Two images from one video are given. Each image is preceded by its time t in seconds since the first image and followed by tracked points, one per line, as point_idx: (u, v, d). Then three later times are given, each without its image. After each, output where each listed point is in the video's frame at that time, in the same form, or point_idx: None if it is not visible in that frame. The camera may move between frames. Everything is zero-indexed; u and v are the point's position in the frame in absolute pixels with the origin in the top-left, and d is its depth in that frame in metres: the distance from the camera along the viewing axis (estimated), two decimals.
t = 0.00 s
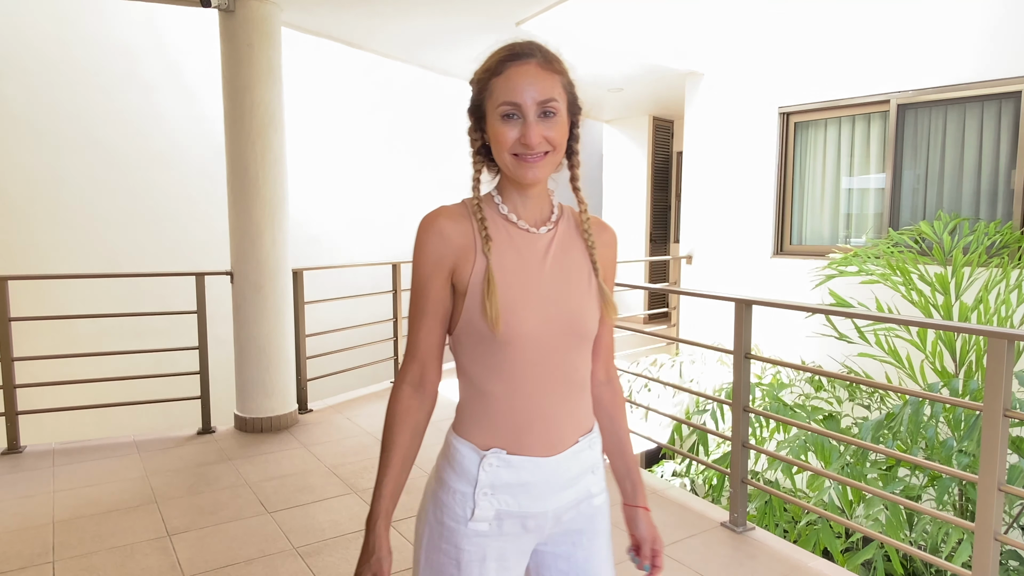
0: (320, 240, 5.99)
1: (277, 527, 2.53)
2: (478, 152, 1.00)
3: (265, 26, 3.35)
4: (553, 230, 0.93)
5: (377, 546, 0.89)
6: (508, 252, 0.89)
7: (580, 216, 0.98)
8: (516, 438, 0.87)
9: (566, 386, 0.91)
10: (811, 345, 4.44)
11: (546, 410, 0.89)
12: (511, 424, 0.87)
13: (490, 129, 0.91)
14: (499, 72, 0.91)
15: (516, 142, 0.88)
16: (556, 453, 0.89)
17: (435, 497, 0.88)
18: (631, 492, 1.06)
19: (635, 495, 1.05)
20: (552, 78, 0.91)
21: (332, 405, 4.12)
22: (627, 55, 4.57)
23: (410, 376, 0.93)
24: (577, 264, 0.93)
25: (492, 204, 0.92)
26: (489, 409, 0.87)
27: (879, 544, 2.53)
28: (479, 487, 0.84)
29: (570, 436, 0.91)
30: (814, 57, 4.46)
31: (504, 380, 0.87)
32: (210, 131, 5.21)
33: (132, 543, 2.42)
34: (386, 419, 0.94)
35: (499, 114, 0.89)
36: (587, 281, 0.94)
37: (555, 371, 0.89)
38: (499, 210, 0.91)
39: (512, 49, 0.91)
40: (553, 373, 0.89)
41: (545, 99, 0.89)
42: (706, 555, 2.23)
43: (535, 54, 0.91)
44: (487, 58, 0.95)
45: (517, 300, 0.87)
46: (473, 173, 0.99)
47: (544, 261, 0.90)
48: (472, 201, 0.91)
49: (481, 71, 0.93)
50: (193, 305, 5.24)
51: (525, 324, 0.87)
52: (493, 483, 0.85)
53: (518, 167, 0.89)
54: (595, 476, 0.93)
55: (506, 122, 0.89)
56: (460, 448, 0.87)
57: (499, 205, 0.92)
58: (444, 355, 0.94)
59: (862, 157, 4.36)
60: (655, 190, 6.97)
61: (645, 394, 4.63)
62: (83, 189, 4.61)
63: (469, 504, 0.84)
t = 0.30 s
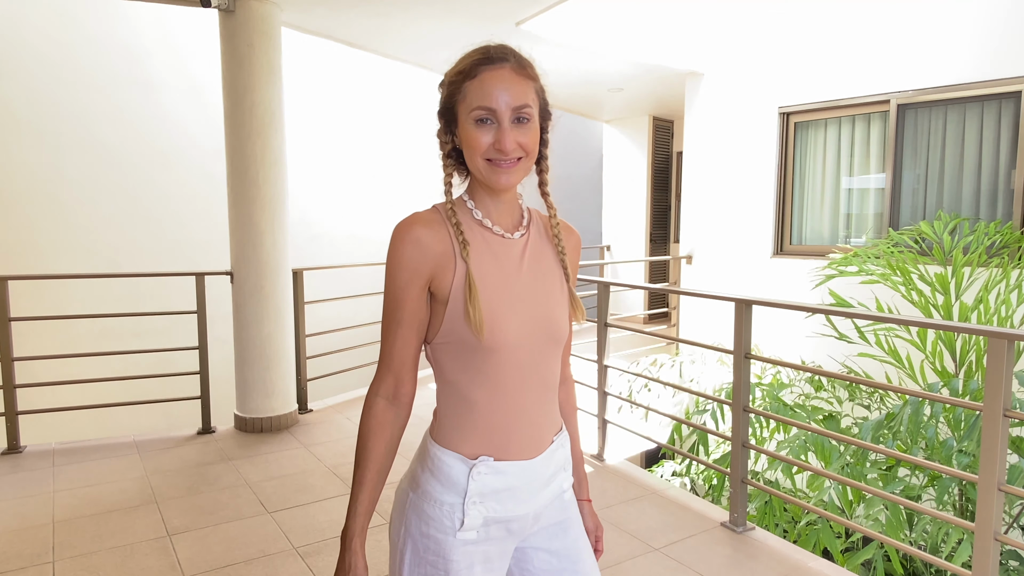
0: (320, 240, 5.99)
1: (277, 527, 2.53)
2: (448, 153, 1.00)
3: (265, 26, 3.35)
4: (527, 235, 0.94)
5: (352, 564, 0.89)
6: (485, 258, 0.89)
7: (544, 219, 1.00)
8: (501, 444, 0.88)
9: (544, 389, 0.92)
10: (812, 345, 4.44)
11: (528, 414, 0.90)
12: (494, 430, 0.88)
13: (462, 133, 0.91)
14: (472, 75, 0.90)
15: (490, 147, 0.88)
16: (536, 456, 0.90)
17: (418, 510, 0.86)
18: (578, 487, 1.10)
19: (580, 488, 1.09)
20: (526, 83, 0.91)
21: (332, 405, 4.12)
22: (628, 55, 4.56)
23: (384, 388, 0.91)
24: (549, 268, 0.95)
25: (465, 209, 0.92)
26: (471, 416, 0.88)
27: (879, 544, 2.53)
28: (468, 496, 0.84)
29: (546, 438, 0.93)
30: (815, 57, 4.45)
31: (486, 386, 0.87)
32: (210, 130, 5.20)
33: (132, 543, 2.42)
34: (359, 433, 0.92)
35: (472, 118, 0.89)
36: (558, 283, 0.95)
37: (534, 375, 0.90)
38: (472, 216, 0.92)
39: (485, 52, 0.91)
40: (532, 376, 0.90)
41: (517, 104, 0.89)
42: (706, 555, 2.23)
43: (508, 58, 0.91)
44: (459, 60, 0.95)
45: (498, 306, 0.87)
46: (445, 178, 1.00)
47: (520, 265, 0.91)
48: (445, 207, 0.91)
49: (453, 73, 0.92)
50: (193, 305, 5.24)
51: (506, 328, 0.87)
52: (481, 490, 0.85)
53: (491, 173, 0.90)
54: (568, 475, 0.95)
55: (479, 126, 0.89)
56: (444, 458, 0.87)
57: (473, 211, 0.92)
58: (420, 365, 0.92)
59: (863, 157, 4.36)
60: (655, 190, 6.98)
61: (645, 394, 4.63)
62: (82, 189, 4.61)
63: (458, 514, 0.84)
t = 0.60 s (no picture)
0: (320, 240, 5.99)
1: (277, 527, 2.53)
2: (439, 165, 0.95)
3: (265, 25, 3.35)
4: (513, 233, 0.94)
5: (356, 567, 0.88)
6: (475, 259, 0.89)
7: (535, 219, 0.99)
8: (497, 441, 0.87)
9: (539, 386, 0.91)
10: (812, 345, 4.44)
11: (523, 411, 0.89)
12: (490, 427, 0.87)
13: (455, 160, 0.87)
14: (470, 106, 0.84)
15: (481, 181, 0.86)
16: (533, 456, 0.89)
17: (414, 505, 0.87)
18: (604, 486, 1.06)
19: (604, 488, 1.05)
20: (524, 117, 0.86)
21: (332, 405, 4.12)
22: (628, 54, 4.56)
23: (380, 392, 0.92)
24: (541, 263, 0.94)
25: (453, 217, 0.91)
26: (465, 414, 0.87)
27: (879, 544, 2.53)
28: (462, 493, 0.84)
29: (546, 435, 0.92)
30: (816, 57, 4.45)
31: (478, 385, 0.87)
32: (210, 130, 5.20)
33: (132, 543, 2.42)
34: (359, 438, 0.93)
35: (467, 152, 0.85)
36: (549, 279, 0.95)
37: (526, 372, 0.90)
38: (461, 223, 0.91)
39: (485, 81, 0.84)
40: (525, 373, 0.89)
41: (513, 145, 0.85)
42: (706, 555, 2.23)
43: (508, 89, 0.85)
44: (454, 76, 0.87)
45: (486, 303, 0.87)
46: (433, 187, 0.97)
47: (508, 262, 0.91)
48: (433, 214, 0.90)
49: (449, 97, 0.86)
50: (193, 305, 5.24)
51: (495, 326, 0.87)
52: (475, 488, 0.85)
53: (481, 201, 0.88)
54: (568, 477, 0.94)
55: (474, 162, 0.85)
56: (439, 455, 0.87)
57: (458, 215, 0.91)
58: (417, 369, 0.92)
59: (862, 157, 4.36)
60: (655, 190, 6.97)
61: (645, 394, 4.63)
62: (82, 189, 4.61)
63: (452, 511, 0.84)
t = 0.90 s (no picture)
0: (320, 240, 5.99)
1: (277, 527, 2.53)
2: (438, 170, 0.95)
3: (265, 25, 3.35)
4: (511, 233, 0.93)
5: (341, 556, 0.89)
6: (469, 257, 0.89)
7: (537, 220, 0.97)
8: (491, 436, 0.87)
9: (536, 386, 0.91)
10: (812, 346, 4.44)
11: (517, 407, 0.88)
12: (482, 425, 0.87)
13: (454, 170, 0.88)
14: (465, 118, 0.84)
15: (479, 192, 0.86)
16: (530, 454, 0.88)
17: (410, 499, 0.88)
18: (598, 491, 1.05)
19: (599, 494, 1.05)
20: (522, 128, 0.86)
21: (332, 405, 4.12)
22: (628, 55, 4.56)
23: (376, 388, 0.93)
24: (541, 264, 0.93)
25: (450, 218, 0.91)
26: (459, 410, 0.88)
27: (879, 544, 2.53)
28: (455, 486, 0.84)
29: (545, 432, 0.91)
30: (816, 57, 4.45)
31: (470, 384, 0.87)
32: (210, 130, 5.20)
33: (132, 544, 2.42)
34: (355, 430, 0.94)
35: (463, 162, 0.85)
36: (550, 278, 0.93)
37: (521, 372, 0.89)
38: (458, 223, 0.91)
39: (481, 95, 0.84)
40: (520, 372, 0.89)
41: (509, 156, 0.85)
42: (706, 555, 2.23)
43: (505, 102, 0.84)
44: (452, 86, 0.87)
45: (478, 303, 0.87)
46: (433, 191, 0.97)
47: (505, 262, 0.90)
48: (431, 216, 0.91)
49: (446, 109, 0.85)
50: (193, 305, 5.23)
51: (487, 323, 0.87)
52: (470, 482, 0.85)
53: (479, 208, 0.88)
54: (571, 476, 0.93)
55: (470, 172, 0.85)
56: (433, 448, 0.87)
57: (456, 217, 0.92)
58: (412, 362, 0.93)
59: (863, 156, 4.36)
60: (654, 189, 6.97)
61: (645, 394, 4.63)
62: (82, 189, 4.61)
63: (446, 504, 0.84)
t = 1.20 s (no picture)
0: (321, 240, 5.99)
1: (277, 527, 2.53)
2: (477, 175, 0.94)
3: (265, 25, 3.35)
4: (548, 232, 0.89)
5: (376, 530, 0.99)
6: (498, 257, 0.88)
7: (585, 218, 0.92)
8: (510, 433, 0.86)
9: (563, 389, 0.87)
10: (811, 345, 4.44)
11: (538, 409, 0.86)
12: (504, 423, 0.86)
13: (493, 177, 0.87)
14: (500, 128, 0.83)
15: (518, 199, 0.84)
16: (553, 457, 0.85)
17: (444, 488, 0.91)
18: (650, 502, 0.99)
19: (654, 505, 0.99)
20: (559, 133, 0.84)
21: (332, 405, 4.12)
22: (628, 55, 4.56)
23: (420, 383, 0.98)
24: (578, 262, 0.88)
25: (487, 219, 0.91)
26: (484, 409, 0.88)
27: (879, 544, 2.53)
28: (474, 474, 0.85)
29: (575, 438, 0.86)
30: (817, 57, 4.45)
31: (492, 382, 0.87)
32: (210, 130, 5.20)
33: (132, 543, 2.42)
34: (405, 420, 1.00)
35: (501, 170, 0.84)
36: (585, 276, 0.87)
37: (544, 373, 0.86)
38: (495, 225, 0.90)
39: (516, 103, 0.82)
40: (544, 376, 0.86)
41: (547, 162, 0.83)
42: (706, 555, 2.23)
43: (540, 108, 0.82)
44: (487, 93, 0.85)
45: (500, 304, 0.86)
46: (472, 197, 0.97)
47: (535, 261, 0.87)
48: (467, 219, 0.92)
49: (482, 118, 0.84)
50: (193, 305, 5.23)
51: (505, 323, 0.86)
52: (487, 472, 0.85)
53: (519, 215, 0.87)
54: (610, 486, 0.87)
55: (509, 180, 0.84)
56: (461, 440, 0.89)
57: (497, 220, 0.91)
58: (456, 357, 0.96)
59: (863, 157, 4.37)
60: (655, 190, 6.97)
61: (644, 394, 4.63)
62: (82, 189, 4.61)
63: (468, 491, 0.86)
